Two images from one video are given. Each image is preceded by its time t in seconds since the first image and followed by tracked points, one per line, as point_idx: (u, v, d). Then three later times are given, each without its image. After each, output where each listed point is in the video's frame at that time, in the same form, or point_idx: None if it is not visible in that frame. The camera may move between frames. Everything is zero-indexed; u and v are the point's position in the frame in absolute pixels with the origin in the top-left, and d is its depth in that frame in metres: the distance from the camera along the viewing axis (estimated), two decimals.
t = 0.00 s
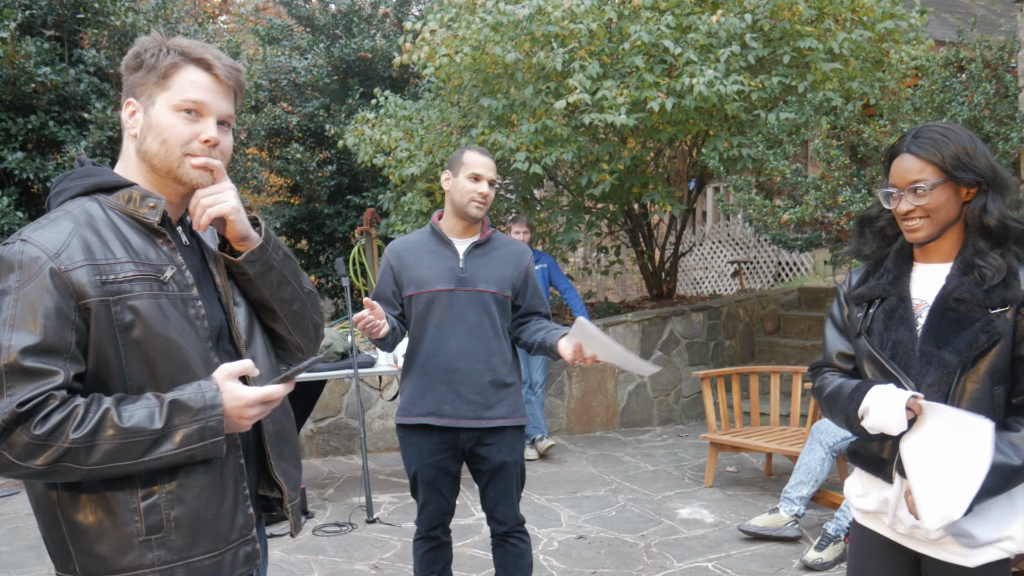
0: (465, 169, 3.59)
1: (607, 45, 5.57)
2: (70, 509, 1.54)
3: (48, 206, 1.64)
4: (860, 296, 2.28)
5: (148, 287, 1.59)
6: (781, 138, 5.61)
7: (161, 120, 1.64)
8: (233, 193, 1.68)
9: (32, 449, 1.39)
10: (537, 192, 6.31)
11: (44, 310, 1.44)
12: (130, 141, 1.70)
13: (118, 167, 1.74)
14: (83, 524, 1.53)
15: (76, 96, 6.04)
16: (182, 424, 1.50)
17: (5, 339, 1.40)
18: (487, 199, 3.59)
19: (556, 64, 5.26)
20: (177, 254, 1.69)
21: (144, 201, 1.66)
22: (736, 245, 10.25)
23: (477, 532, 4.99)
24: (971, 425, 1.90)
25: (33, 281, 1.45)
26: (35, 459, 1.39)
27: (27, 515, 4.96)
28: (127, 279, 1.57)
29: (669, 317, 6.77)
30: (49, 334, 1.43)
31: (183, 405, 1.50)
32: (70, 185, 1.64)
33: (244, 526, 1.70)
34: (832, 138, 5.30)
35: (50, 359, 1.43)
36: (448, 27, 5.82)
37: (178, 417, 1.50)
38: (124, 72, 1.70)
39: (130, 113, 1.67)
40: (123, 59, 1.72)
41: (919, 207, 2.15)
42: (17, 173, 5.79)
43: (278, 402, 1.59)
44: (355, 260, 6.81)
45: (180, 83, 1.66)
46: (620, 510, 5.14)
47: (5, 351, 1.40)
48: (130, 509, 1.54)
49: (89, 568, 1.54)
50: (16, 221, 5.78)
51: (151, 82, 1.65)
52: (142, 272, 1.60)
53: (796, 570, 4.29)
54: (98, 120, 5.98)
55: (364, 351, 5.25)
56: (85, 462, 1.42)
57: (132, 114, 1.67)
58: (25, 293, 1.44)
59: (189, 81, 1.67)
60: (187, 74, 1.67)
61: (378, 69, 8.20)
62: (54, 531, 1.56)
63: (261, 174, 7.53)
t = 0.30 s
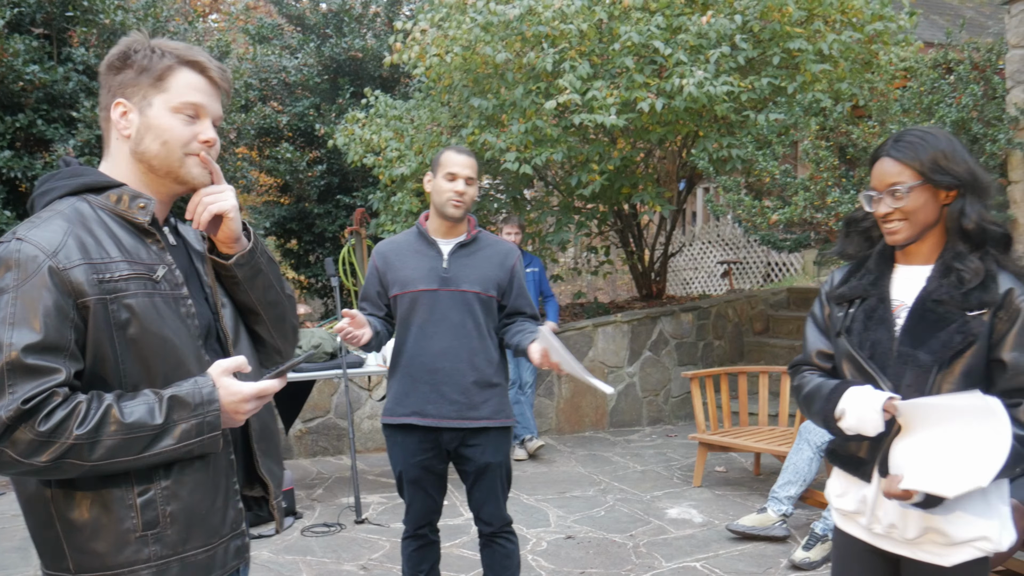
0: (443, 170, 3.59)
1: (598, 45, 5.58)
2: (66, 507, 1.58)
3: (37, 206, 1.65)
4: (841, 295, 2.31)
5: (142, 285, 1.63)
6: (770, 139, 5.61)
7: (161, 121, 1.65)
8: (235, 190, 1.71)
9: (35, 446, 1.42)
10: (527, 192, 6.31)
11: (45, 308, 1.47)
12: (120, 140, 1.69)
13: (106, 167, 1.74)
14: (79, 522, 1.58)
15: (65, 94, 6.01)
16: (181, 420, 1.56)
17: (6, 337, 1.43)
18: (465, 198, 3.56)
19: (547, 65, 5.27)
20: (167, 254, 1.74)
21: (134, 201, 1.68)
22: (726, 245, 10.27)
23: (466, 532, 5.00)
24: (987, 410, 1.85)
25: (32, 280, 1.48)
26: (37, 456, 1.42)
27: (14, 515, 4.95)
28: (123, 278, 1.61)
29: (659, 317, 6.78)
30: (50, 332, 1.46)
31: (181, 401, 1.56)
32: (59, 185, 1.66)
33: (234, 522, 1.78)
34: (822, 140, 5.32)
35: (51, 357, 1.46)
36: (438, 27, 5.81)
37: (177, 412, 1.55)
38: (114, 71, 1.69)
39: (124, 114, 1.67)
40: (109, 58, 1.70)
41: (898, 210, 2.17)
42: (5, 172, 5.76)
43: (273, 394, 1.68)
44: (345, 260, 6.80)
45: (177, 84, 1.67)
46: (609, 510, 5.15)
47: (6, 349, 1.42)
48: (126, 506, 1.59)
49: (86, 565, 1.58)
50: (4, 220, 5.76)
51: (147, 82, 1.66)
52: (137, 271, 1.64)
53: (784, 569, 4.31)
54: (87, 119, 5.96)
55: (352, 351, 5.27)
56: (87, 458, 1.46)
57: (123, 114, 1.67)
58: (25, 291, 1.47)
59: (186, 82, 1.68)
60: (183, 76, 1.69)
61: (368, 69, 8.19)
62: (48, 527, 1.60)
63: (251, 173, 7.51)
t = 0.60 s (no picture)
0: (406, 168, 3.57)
1: (574, 46, 5.59)
2: (52, 511, 1.58)
3: (17, 202, 1.68)
4: (802, 291, 2.37)
5: (136, 287, 1.68)
6: (746, 139, 5.64)
7: (185, 137, 1.82)
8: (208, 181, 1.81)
9: (43, 446, 1.46)
10: (504, 193, 6.31)
11: (48, 307, 1.50)
12: (136, 147, 1.75)
13: (100, 172, 1.75)
14: (67, 525, 1.58)
15: (37, 93, 5.94)
16: (181, 422, 1.62)
17: (13, 337, 1.46)
18: (426, 194, 3.52)
19: (524, 65, 5.27)
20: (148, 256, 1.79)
21: (119, 203, 1.72)
22: (702, 246, 10.31)
23: (442, 533, 5.00)
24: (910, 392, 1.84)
25: (36, 278, 1.51)
26: (44, 456, 1.46)
27: None
28: (119, 279, 1.65)
29: (635, 317, 6.81)
30: (57, 330, 1.50)
31: (179, 401, 1.63)
32: (42, 185, 1.68)
33: (211, 522, 1.82)
34: (797, 140, 5.35)
35: (56, 356, 1.50)
36: (415, 26, 5.80)
37: (176, 413, 1.62)
38: (131, 80, 1.74)
39: (154, 124, 1.74)
40: (119, 67, 1.73)
41: (849, 208, 2.20)
42: None
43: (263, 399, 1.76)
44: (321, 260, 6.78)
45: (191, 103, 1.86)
46: (586, 510, 5.15)
47: (12, 350, 1.45)
48: (116, 508, 1.61)
49: (71, 568, 1.58)
50: None
51: (172, 98, 1.79)
52: (132, 273, 1.69)
53: (759, 567, 4.33)
54: (60, 118, 5.89)
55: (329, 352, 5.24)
56: (93, 459, 1.50)
57: (147, 122, 1.74)
58: (29, 290, 1.50)
59: (192, 102, 1.87)
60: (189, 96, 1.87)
61: (345, 68, 8.18)
62: (30, 532, 1.59)
63: (227, 173, 7.45)
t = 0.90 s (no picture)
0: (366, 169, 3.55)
1: (543, 46, 5.59)
2: (54, 508, 1.64)
3: None
4: (759, 286, 2.42)
5: (128, 286, 1.79)
6: (714, 140, 5.68)
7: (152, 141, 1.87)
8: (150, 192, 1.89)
9: (75, 441, 1.55)
10: (474, 192, 6.30)
11: (67, 307, 1.60)
12: (107, 151, 1.79)
13: (72, 173, 1.78)
14: (70, 521, 1.65)
15: None
16: (181, 414, 1.75)
17: (42, 336, 1.55)
18: (386, 194, 3.50)
19: (492, 64, 5.27)
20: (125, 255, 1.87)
21: (97, 204, 1.77)
22: (672, 245, 10.38)
23: (412, 534, 4.98)
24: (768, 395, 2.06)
25: (53, 278, 1.61)
26: (74, 451, 1.55)
27: None
28: (115, 278, 1.75)
29: (604, 316, 6.83)
30: (77, 328, 1.61)
31: (179, 396, 1.76)
32: (21, 184, 1.71)
33: (186, 514, 1.93)
34: (764, 141, 5.39)
35: (75, 355, 1.60)
36: (383, 25, 5.79)
37: (178, 406, 1.75)
38: (105, 85, 1.76)
39: (126, 129, 1.79)
40: (93, 72, 1.75)
41: (791, 204, 2.24)
42: None
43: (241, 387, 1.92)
44: (289, 260, 6.75)
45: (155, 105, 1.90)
46: (555, 509, 5.16)
47: (41, 349, 1.54)
48: (114, 502, 1.71)
49: (70, 564, 1.65)
50: None
51: (141, 103, 1.83)
52: (123, 273, 1.79)
53: (726, 565, 4.36)
54: (22, 116, 5.80)
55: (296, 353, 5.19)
56: (116, 452, 1.62)
57: (118, 127, 1.78)
58: (47, 290, 1.59)
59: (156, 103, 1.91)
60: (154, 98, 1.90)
61: (314, 67, 8.14)
62: (26, 531, 1.62)
63: (194, 172, 7.39)
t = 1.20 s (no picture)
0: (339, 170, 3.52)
1: (517, 45, 5.60)
2: (44, 504, 1.65)
3: None
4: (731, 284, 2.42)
5: (111, 285, 1.79)
6: (688, 139, 5.70)
7: (121, 141, 1.85)
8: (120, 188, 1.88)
9: (71, 436, 1.56)
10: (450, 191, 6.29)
11: (57, 306, 1.61)
12: (77, 151, 1.77)
13: (43, 175, 1.76)
14: (60, 516, 1.67)
15: None
16: (170, 407, 1.75)
17: (36, 334, 1.55)
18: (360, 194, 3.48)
19: (467, 63, 5.27)
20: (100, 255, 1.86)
21: (71, 205, 1.76)
22: (648, 244, 10.41)
23: (388, 534, 4.96)
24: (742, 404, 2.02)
25: (42, 278, 1.61)
26: (70, 447, 1.56)
27: None
28: (98, 278, 1.76)
29: (581, 315, 6.84)
30: (68, 327, 1.62)
31: (165, 389, 1.74)
32: None
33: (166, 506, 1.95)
34: (737, 140, 5.43)
35: (67, 353, 1.61)
36: (357, 23, 5.77)
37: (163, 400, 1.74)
38: (74, 86, 1.74)
39: (95, 129, 1.77)
40: (62, 72, 1.73)
41: (767, 203, 2.25)
42: None
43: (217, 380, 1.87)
44: (265, 260, 6.70)
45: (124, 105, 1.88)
46: (532, 508, 5.16)
47: (37, 347, 1.55)
48: (102, 497, 1.73)
49: (61, 558, 1.67)
50: None
51: (110, 103, 1.81)
52: (104, 273, 1.79)
53: (702, 563, 4.38)
54: None
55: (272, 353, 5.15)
56: (110, 446, 1.63)
57: (87, 127, 1.76)
58: (37, 290, 1.59)
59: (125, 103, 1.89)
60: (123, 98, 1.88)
61: (288, 66, 8.11)
62: (17, 529, 1.64)
63: (167, 171, 7.33)
